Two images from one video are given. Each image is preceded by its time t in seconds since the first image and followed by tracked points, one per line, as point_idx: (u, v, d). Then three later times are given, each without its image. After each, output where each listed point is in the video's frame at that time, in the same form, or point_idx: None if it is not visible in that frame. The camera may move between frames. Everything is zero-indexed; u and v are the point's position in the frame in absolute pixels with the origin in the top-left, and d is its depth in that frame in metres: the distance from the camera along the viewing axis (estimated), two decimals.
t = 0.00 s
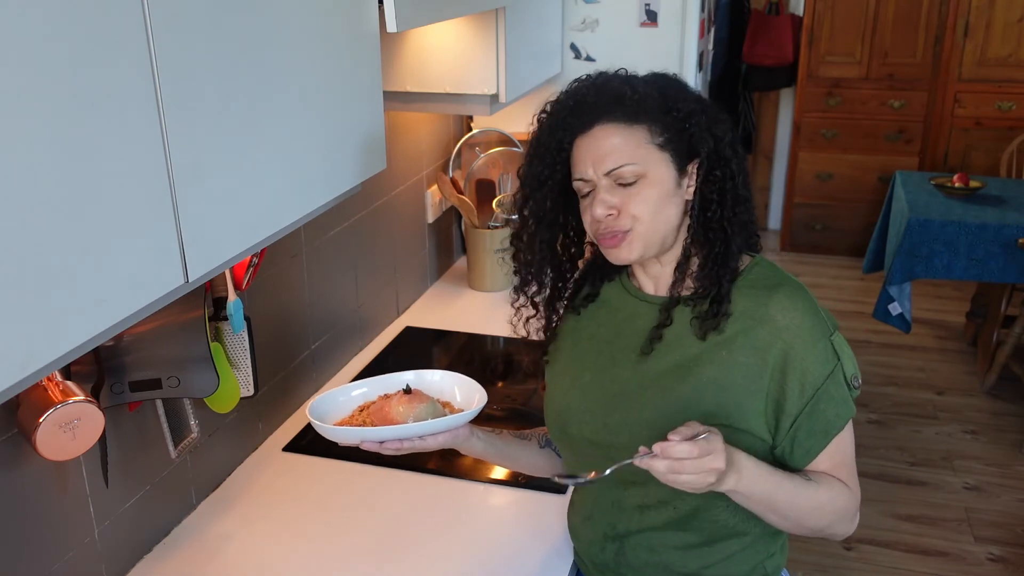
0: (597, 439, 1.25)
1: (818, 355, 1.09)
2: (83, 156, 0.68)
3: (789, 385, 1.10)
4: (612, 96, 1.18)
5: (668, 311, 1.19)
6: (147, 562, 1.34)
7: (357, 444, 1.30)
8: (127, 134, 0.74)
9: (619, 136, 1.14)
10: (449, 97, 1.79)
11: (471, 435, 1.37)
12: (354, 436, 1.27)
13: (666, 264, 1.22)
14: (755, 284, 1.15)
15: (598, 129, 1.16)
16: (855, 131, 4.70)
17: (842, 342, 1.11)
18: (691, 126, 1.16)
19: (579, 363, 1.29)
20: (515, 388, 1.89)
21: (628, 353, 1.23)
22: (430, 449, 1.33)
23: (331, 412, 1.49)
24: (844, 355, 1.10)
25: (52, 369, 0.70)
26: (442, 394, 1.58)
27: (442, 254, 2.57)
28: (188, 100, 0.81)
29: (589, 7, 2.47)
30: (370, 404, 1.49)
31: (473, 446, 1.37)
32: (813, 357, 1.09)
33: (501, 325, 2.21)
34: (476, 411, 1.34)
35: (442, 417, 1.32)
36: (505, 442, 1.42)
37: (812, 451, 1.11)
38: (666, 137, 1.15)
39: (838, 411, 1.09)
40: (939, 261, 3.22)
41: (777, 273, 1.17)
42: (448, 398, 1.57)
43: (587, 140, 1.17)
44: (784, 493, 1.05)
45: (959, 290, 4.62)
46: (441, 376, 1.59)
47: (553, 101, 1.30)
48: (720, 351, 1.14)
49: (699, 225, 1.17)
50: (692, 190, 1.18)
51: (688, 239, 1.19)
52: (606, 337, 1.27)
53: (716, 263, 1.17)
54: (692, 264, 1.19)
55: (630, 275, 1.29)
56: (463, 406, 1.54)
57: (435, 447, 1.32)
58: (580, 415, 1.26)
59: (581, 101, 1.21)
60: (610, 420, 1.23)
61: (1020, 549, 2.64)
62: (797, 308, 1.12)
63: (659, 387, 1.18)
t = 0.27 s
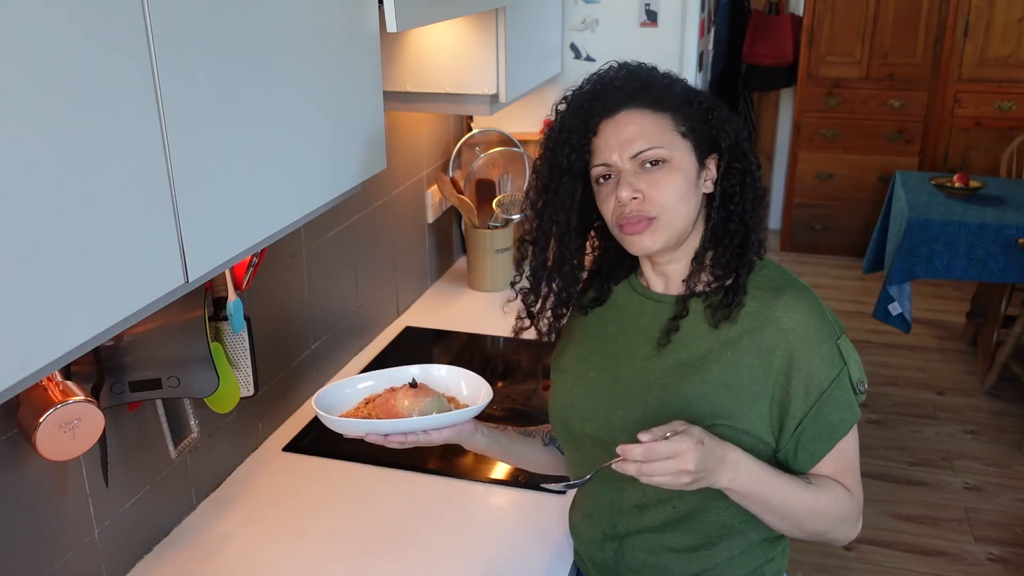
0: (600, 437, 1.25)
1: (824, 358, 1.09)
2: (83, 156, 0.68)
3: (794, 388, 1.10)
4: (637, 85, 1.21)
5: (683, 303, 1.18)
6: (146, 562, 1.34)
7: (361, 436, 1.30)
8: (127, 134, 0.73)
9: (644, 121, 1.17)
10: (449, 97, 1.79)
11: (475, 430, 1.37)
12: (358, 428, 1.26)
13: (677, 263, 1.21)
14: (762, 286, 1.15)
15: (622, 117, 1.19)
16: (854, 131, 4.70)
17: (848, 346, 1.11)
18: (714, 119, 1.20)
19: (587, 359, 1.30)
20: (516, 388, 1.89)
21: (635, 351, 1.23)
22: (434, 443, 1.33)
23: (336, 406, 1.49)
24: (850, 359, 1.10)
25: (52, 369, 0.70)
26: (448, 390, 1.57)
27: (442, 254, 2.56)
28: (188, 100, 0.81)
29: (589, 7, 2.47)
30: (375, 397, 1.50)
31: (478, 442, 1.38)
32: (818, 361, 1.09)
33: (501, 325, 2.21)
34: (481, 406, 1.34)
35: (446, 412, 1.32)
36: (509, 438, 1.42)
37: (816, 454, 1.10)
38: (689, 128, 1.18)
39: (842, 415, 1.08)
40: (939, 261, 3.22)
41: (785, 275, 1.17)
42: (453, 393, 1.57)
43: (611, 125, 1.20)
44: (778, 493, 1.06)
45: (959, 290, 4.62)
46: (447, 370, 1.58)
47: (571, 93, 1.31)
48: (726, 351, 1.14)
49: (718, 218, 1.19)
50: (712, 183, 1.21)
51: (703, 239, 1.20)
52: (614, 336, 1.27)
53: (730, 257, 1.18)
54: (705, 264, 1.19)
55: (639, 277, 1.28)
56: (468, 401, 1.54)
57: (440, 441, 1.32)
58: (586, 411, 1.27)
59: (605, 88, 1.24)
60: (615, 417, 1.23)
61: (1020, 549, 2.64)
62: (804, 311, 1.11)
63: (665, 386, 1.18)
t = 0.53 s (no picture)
0: (601, 434, 1.26)
1: (823, 356, 1.09)
2: (83, 156, 0.68)
3: (793, 385, 1.10)
4: (628, 94, 1.19)
5: (683, 303, 1.19)
6: (147, 562, 1.34)
7: (369, 439, 1.31)
8: (127, 134, 0.73)
9: (637, 132, 1.15)
10: (449, 97, 1.79)
11: (483, 431, 1.37)
12: (366, 431, 1.28)
13: (680, 266, 1.21)
14: (763, 285, 1.15)
15: (614, 129, 1.17)
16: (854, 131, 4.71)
17: (849, 346, 1.11)
18: (709, 122, 1.17)
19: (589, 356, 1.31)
20: (516, 388, 1.89)
21: (638, 348, 1.24)
22: (442, 445, 1.34)
23: (343, 408, 1.50)
24: (851, 359, 1.09)
25: (52, 369, 0.70)
26: (456, 391, 1.57)
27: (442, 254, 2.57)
28: (188, 100, 0.81)
29: (589, 7, 2.47)
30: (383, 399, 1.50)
31: (484, 443, 1.37)
32: (818, 358, 1.09)
33: (501, 325, 2.22)
34: (489, 408, 1.34)
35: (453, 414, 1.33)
36: (515, 439, 1.41)
37: (813, 453, 1.10)
38: (682, 133, 1.15)
39: (840, 414, 1.08)
40: (939, 261, 3.22)
41: (787, 275, 1.17)
42: (461, 394, 1.57)
43: (603, 137, 1.17)
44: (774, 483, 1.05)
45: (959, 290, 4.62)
46: (455, 372, 1.59)
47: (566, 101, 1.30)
48: (726, 348, 1.15)
49: (717, 219, 1.18)
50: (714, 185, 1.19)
51: (702, 240, 1.19)
52: (617, 334, 1.28)
53: (729, 261, 1.17)
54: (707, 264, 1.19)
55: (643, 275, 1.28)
56: (476, 402, 1.54)
57: (448, 442, 1.33)
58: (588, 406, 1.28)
59: (597, 100, 1.22)
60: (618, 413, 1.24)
61: (1020, 549, 2.64)
62: (804, 309, 1.11)
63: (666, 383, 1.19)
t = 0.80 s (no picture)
0: (598, 428, 1.27)
1: (819, 355, 1.09)
2: (83, 156, 0.68)
3: (787, 383, 1.10)
4: (609, 103, 1.17)
5: (679, 314, 1.19)
6: (146, 562, 1.34)
7: (379, 441, 1.31)
8: (127, 134, 0.73)
9: (611, 143, 1.14)
10: (449, 97, 1.79)
11: (489, 433, 1.38)
12: (375, 434, 1.28)
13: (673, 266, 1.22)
14: (762, 283, 1.15)
15: (593, 137, 1.17)
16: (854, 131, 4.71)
17: (845, 347, 1.11)
18: (688, 134, 1.13)
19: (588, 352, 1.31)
20: (516, 388, 1.89)
21: (636, 345, 1.25)
22: (450, 446, 1.34)
23: (352, 408, 1.50)
24: (847, 360, 1.09)
25: (52, 369, 0.70)
26: (461, 392, 1.58)
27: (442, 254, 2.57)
28: (188, 101, 0.81)
29: (589, 7, 2.48)
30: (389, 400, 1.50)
31: (490, 444, 1.37)
32: (814, 357, 1.09)
33: (501, 325, 2.22)
34: (495, 408, 1.35)
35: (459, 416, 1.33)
36: (519, 439, 1.41)
37: (803, 453, 1.10)
38: (659, 146, 1.13)
39: (832, 415, 1.08)
40: (939, 261, 3.22)
41: (787, 275, 1.17)
42: (466, 396, 1.57)
43: (586, 142, 1.18)
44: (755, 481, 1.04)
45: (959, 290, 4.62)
46: (461, 373, 1.59)
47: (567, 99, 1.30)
48: (723, 344, 1.15)
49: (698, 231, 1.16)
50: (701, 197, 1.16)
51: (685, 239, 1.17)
52: (616, 330, 1.29)
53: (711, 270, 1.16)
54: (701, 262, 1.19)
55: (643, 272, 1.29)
56: (481, 403, 1.54)
57: (455, 444, 1.33)
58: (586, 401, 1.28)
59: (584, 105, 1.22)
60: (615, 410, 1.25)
61: (1020, 549, 2.64)
62: (803, 308, 1.12)
63: (663, 378, 1.20)
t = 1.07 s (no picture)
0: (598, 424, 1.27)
1: (815, 347, 1.08)
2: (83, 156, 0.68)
3: (783, 375, 1.10)
4: (605, 108, 1.18)
5: (672, 315, 1.20)
6: (146, 562, 1.34)
7: (379, 440, 1.31)
8: (127, 134, 0.73)
9: (605, 148, 1.15)
10: (449, 97, 1.79)
11: (489, 433, 1.38)
12: (377, 433, 1.28)
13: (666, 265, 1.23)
14: (761, 278, 1.15)
15: (589, 140, 1.17)
16: (854, 131, 4.71)
17: (843, 338, 1.10)
18: (681, 141, 1.13)
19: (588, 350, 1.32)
20: (516, 388, 1.89)
21: (635, 341, 1.25)
22: (450, 446, 1.34)
23: (352, 409, 1.49)
24: (844, 352, 1.08)
25: (52, 369, 0.70)
26: (461, 392, 1.58)
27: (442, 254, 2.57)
28: (188, 101, 0.81)
29: (589, 7, 2.48)
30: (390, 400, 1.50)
31: (490, 444, 1.38)
32: (810, 349, 1.08)
33: (500, 325, 2.21)
34: (495, 409, 1.36)
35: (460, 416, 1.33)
36: (520, 438, 1.41)
37: (796, 446, 1.09)
38: (652, 151, 1.13)
39: (827, 408, 1.07)
40: (939, 261, 3.22)
41: (786, 269, 1.16)
42: (466, 396, 1.57)
43: (582, 146, 1.19)
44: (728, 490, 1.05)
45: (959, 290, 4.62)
46: (462, 374, 1.59)
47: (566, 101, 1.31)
48: (720, 337, 1.15)
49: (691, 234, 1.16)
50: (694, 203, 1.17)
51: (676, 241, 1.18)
52: (616, 327, 1.29)
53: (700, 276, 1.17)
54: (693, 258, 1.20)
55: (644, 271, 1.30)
56: (481, 403, 1.54)
57: (456, 444, 1.33)
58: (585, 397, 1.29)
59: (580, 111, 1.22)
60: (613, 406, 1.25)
61: (1020, 549, 2.64)
62: (801, 301, 1.11)
63: (661, 373, 1.20)
